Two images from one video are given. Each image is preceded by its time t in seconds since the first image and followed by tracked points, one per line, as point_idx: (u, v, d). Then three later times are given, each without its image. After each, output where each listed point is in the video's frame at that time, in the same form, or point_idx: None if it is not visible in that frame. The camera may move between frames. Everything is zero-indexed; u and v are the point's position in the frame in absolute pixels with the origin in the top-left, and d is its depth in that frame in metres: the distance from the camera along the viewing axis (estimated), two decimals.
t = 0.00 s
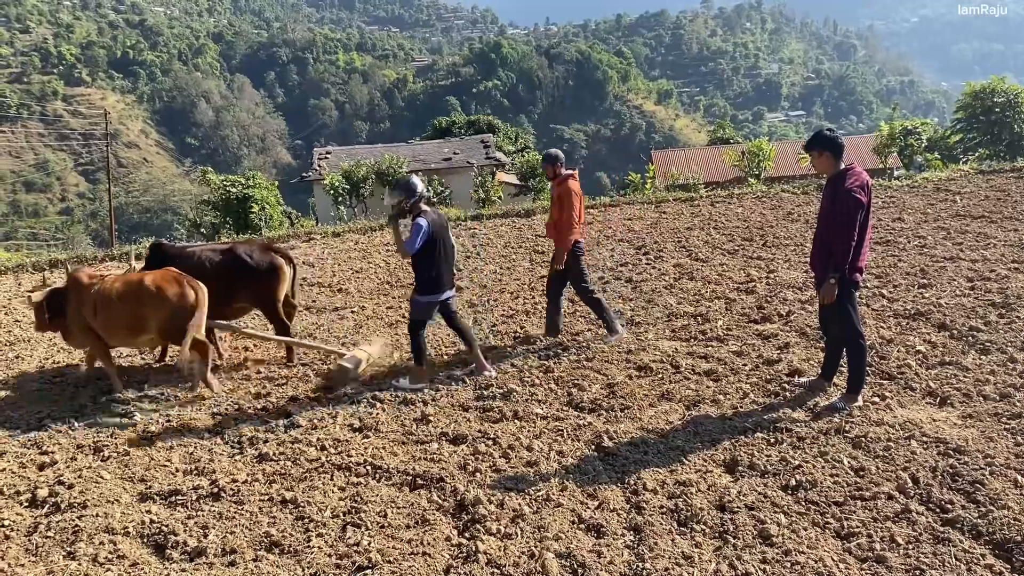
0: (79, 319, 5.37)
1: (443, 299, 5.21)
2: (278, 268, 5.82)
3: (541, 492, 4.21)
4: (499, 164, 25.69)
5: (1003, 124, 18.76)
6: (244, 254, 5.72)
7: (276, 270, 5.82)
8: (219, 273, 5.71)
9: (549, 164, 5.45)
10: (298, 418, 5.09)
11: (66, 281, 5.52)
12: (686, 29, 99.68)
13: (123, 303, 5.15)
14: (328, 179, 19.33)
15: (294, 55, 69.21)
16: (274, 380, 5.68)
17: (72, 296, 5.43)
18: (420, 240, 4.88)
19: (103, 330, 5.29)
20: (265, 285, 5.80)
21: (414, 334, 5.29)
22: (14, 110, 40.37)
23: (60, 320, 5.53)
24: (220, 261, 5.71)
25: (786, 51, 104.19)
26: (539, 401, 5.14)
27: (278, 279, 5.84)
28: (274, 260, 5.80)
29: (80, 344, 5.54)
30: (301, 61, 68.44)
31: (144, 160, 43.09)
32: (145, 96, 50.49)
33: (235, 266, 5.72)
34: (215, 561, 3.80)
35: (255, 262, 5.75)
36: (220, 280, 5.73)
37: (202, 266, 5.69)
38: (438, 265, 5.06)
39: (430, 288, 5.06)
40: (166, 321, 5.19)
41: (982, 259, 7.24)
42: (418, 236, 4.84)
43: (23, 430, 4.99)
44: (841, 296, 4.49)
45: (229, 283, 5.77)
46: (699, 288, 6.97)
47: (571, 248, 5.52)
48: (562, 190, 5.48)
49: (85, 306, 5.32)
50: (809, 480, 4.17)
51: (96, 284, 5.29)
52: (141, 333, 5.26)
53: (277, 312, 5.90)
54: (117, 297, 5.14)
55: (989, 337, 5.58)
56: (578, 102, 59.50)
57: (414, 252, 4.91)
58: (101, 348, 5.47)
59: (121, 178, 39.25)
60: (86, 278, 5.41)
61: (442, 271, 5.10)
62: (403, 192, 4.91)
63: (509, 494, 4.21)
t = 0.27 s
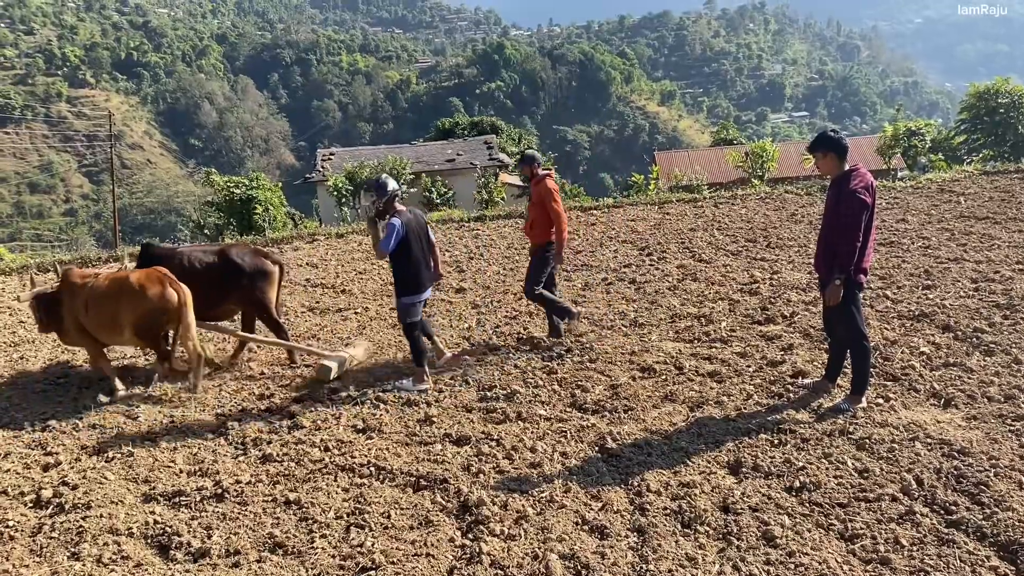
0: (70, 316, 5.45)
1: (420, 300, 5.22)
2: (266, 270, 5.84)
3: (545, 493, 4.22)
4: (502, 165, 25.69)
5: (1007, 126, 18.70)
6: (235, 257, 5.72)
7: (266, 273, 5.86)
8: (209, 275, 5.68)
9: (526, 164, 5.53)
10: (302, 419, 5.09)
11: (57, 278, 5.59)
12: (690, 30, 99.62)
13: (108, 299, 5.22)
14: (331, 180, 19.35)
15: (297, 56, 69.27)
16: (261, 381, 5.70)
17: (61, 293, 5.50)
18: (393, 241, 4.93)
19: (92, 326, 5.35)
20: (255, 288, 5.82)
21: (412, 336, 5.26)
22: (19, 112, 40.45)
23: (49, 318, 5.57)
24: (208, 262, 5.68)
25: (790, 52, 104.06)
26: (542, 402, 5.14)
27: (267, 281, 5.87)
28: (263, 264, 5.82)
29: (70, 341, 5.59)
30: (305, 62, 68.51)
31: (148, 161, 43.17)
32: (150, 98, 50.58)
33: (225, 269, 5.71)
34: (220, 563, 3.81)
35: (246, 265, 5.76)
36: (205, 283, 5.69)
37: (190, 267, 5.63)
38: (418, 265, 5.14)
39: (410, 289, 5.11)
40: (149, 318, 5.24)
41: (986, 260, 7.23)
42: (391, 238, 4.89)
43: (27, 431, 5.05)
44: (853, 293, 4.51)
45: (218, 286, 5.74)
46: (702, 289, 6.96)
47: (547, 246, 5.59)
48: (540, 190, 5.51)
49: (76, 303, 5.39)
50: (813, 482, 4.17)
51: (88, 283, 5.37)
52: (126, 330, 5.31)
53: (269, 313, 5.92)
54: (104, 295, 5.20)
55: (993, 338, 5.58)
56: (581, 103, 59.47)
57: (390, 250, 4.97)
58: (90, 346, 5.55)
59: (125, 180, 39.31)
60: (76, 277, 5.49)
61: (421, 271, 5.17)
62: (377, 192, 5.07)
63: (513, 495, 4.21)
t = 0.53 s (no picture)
0: (62, 316, 5.56)
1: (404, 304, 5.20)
2: (255, 272, 5.88)
3: (551, 495, 4.22)
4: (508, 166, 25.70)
5: (1015, 127, 18.61)
6: (224, 260, 5.77)
7: (255, 275, 5.89)
8: (199, 276, 5.76)
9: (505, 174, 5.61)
10: (309, 421, 5.09)
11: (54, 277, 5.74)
12: (695, 32, 99.53)
13: (92, 300, 5.29)
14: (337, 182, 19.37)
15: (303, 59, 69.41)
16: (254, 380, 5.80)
17: (55, 291, 5.65)
18: (385, 247, 4.94)
19: (79, 329, 5.44)
20: (244, 290, 5.85)
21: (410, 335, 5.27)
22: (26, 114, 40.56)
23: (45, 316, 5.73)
24: (198, 266, 5.77)
25: (796, 54, 103.91)
26: (548, 405, 5.13)
27: (257, 283, 5.90)
28: (252, 266, 5.87)
29: (64, 341, 5.73)
30: (310, 64, 68.66)
31: (154, 163, 43.28)
32: (156, 100, 50.73)
33: (213, 270, 5.76)
34: (226, 564, 3.82)
35: (234, 267, 5.79)
36: (195, 284, 5.77)
37: (182, 271, 5.75)
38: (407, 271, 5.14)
39: (394, 292, 5.07)
40: (128, 320, 5.27)
41: (994, 262, 7.21)
42: (383, 244, 4.90)
43: (34, 430, 5.11)
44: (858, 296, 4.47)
45: (206, 288, 5.81)
46: (708, 291, 6.95)
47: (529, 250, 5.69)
48: (520, 198, 5.60)
49: (66, 305, 5.49)
50: (820, 484, 4.16)
51: (77, 284, 5.46)
52: (111, 332, 5.36)
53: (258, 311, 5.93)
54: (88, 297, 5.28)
55: (1001, 341, 5.56)
56: (586, 103, 59.41)
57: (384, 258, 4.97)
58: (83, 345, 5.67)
59: (131, 181, 39.39)
60: (70, 277, 5.62)
61: (405, 277, 5.13)
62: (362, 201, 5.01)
63: (519, 497, 4.21)
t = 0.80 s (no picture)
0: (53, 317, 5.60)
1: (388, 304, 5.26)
2: (247, 270, 6.05)
3: (557, 497, 4.22)
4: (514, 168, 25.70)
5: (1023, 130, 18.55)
6: (215, 257, 5.96)
7: (247, 273, 6.06)
8: (192, 272, 5.92)
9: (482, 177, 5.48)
10: (315, 422, 5.10)
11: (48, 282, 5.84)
12: (701, 34, 99.44)
13: (80, 302, 5.30)
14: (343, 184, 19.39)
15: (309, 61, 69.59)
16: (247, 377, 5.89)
17: (49, 293, 5.72)
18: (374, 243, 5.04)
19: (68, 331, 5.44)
20: (236, 288, 6.00)
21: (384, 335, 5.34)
22: (33, 116, 40.71)
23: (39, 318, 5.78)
24: (192, 265, 5.93)
25: (802, 55, 103.68)
26: (554, 406, 5.13)
27: (249, 280, 6.07)
28: (245, 265, 6.05)
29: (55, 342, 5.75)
30: (316, 66, 68.81)
31: (161, 165, 43.37)
32: (163, 101, 50.87)
33: (205, 268, 5.93)
34: (233, 565, 3.83)
35: (225, 265, 5.97)
36: (190, 283, 5.93)
37: (176, 267, 5.91)
38: (392, 268, 5.24)
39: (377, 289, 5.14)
40: (118, 320, 5.27)
41: (1001, 264, 7.19)
42: (372, 240, 5.00)
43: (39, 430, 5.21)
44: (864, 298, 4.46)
45: (200, 286, 5.96)
46: (714, 292, 6.94)
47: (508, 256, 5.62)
48: (499, 203, 5.51)
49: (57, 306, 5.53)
50: (826, 486, 4.15)
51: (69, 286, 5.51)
52: (98, 334, 5.35)
53: (248, 308, 6.05)
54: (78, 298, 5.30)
55: (1009, 343, 5.54)
56: (592, 105, 59.32)
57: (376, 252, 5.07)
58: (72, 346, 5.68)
59: (138, 183, 39.47)
60: (65, 280, 5.71)
61: (391, 274, 5.25)
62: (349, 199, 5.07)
63: (524, 499, 4.21)
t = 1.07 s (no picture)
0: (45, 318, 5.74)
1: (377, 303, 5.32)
2: (241, 272, 6.07)
3: (566, 499, 4.22)
4: (522, 170, 25.71)
5: None
6: (211, 256, 5.99)
7: (241, 274, 6.07)
8: (189, 271, 5.98)
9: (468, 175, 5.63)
10: (324, 424, 5.11)
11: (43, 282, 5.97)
12: (710, 36, 99.29)
13: (72, 301, 5.45)
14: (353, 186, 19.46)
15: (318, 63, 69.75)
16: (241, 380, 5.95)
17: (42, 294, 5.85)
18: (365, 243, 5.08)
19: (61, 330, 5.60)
20: (231, 288, 6.05)
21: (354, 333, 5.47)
22: (45, 120, 40.95)
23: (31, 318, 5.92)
24: (186, 263, 6.01)
25: (812, 57, 103.34)
26: (562, 409, 5.13)
27: (244, 281, 6.10)
28: (239, 265, 6.07)
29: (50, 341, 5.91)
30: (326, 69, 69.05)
31: (171, 167, 43.54)
32: (174, 104, 51.11)
33: (201, 268, 5.97)
34: (242, 567, 3.84)
35: (221, 265, 6.00)
36: (183, 282, 6.00)
37: (176, 266, 5.98)
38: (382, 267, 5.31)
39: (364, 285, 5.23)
40: (113, 319, 5.45)
41: (1013, 266, 7.14)
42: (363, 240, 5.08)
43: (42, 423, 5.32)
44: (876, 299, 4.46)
45: (193, 285, 6.02)
46: (724, 295, 6.92)
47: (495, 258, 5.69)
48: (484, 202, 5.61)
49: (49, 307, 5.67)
50: (836, 490, 4.14)
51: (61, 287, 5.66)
52: (92, 333, 5.52)
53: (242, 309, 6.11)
54: (71, 298, 5.46)
55: (1021, 346, 5.50)
56: (601, 106, 59.20)
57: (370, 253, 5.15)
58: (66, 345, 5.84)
59: (148, 186, 39.62)
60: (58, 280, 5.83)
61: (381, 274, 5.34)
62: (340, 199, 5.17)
63: (533, 501, 4.21)
